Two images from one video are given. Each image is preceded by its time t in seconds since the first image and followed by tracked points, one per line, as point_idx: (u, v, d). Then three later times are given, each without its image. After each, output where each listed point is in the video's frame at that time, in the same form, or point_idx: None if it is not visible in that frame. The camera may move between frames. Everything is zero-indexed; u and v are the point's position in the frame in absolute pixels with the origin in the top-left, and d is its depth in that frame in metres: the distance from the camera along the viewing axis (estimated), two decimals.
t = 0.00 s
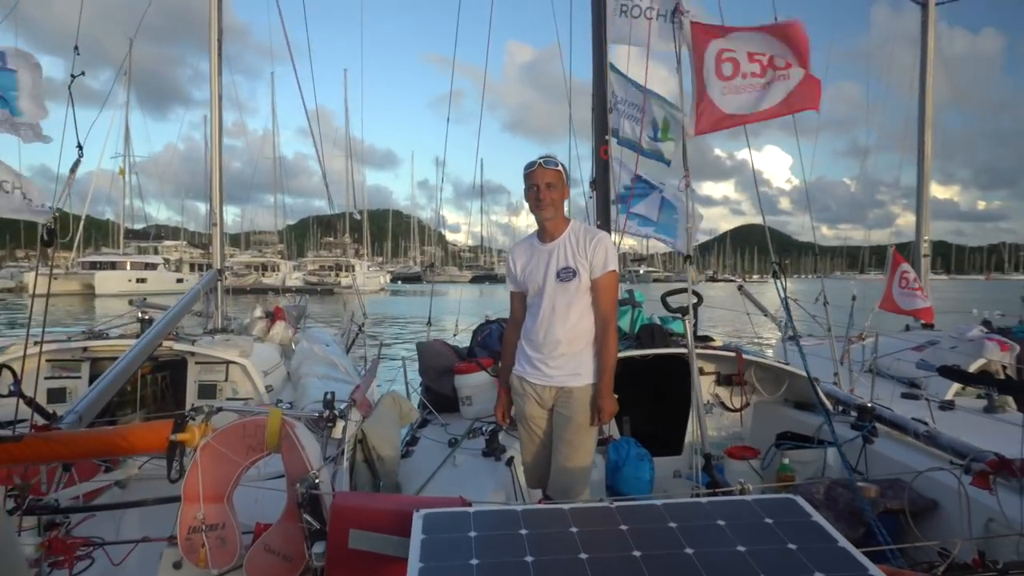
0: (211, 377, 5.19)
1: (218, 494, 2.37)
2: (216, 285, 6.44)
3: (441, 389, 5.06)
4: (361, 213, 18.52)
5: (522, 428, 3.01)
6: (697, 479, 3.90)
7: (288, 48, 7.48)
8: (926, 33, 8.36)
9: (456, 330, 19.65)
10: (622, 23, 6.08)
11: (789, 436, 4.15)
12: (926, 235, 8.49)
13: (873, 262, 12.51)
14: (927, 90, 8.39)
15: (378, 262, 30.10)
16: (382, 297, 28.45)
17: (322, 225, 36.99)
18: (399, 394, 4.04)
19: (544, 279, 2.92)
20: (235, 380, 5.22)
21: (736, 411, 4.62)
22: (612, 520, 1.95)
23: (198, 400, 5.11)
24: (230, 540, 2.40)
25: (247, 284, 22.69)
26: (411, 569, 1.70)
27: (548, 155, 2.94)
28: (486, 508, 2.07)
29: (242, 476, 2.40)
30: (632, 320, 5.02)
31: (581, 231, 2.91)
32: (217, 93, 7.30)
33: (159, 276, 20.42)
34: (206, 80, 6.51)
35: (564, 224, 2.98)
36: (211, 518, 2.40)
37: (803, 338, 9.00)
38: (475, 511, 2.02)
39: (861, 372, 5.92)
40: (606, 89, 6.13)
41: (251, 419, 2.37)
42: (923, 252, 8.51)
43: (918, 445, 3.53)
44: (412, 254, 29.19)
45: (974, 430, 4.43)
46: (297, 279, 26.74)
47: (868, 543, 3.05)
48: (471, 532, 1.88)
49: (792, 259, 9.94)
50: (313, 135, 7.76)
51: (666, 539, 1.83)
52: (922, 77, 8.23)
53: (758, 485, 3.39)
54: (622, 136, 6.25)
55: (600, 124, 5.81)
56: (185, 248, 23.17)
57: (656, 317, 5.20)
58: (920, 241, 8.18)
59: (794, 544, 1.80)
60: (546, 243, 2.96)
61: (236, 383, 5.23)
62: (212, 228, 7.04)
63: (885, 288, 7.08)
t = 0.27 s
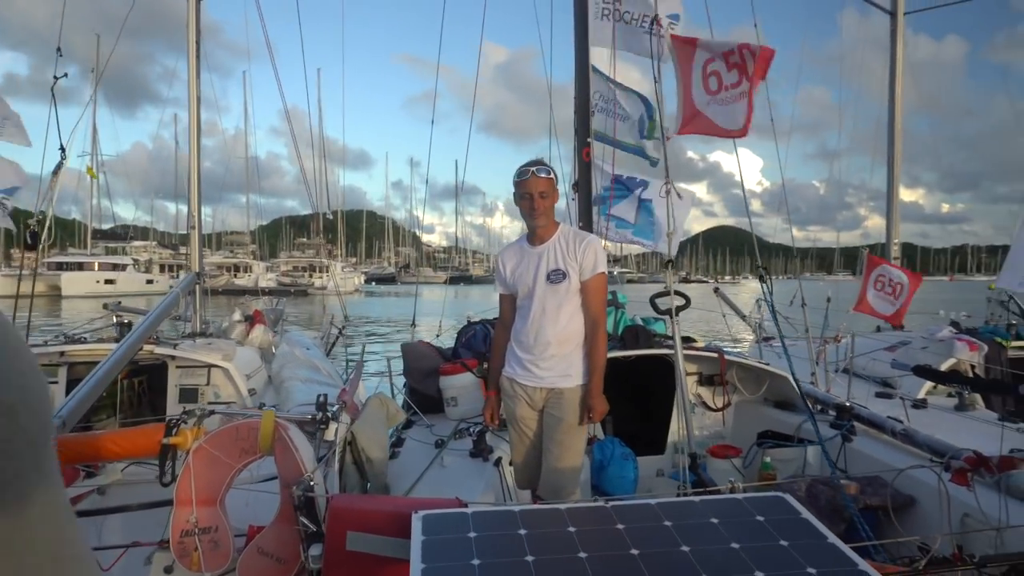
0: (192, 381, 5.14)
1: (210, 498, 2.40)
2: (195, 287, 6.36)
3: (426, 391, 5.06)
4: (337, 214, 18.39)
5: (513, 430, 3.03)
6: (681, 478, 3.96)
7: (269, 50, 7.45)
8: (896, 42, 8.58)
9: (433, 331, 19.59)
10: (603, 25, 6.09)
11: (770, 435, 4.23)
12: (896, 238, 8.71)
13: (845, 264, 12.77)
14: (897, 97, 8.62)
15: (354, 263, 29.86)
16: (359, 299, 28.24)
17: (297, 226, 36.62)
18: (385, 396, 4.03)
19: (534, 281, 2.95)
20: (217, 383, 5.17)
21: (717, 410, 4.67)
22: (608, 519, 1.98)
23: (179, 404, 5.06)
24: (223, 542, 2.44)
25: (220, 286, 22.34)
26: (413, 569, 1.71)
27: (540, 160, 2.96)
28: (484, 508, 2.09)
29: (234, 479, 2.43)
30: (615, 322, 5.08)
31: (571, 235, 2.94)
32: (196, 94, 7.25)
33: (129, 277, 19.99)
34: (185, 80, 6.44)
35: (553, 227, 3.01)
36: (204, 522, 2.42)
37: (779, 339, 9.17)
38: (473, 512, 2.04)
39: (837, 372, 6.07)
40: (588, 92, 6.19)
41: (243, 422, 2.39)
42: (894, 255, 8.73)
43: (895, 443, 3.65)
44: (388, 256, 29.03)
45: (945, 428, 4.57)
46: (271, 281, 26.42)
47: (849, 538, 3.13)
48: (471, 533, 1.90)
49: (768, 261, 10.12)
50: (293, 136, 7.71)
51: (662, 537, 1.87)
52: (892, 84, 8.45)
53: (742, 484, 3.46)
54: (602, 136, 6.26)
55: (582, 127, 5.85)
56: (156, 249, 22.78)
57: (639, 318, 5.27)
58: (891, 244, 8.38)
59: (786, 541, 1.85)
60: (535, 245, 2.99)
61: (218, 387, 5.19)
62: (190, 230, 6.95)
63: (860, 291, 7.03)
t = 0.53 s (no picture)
0: (174, 381, 5.09)
1: (199, 497, 2.41)
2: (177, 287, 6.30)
3: (411, 390, 5.07)
4: (319, 212, 18.25)
5: (501, 428, 3.05)
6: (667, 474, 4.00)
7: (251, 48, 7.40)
8: (873, 45, 8.74)
9: (415, 331, 19.52)
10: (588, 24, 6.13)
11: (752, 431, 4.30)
12: (873, 238, 8.86)
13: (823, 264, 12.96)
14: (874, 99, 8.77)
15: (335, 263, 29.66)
16: (340, 298, 28.06)
17: (276, 225, 36.28)
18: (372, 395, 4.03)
19: (523, 279, 2.97)
20: (200, 383, 5.12)
21: (700, 408, 4.74)
22: (598, 514, 2.01)
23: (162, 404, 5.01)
24: (212, 542, 2.43)
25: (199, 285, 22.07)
26: (406, 565, 1.72)
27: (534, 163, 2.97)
28: (474, 505, 2.11)
29: (223, 479, 2.44)
30: (599, 321, 5.12)
31: (559, 234, 2.97)
32: (177, 93, 7.19)
33: (105, 277, 19.66)
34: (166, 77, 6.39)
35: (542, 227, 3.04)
36: (193, 521, 2.42)
37: (759, 337, 9.28)
38: (464, 509, 2.06)
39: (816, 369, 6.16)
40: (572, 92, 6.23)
41: (232, 421, 2.42)
42: (871, 255, 8.88)
43: (873, 438, 3.74)
44: (369, 255, 28.86)
45: (922, 422, 4.67)
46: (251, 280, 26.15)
47: (830, 531, 3.19)
48: (461, 529, 1.92)
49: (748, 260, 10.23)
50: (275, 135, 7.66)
51: (650, 531, 1.89)
52: (870, 86, 8.60)
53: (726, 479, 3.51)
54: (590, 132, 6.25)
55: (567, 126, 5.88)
56: (133, 248, 22.43)
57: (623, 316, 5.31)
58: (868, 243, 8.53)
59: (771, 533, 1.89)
60: (524, 245, 3.01)
61: (201, 387, 5.14)
62: (171, 229, 6.88)
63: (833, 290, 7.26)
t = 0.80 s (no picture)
0: (146, 379, 5.02)
1: (172, 496, 2.40)
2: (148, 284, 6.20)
3: (387, 387, 5.06)
4: (293, 210, 18.06)
5: (478, 426, 3.07)
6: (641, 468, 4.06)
7: (224, 43, 7.32)
8: (843, 48, 8.91)
9: (391, 330, 19.41)
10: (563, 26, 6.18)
11: (724, 426, 4.38)
12: (843, 238, 9.05)
13: (795, 263, 13.20)
14: (845, 101, 8.95)
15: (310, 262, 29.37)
16: (315, 297, 27.79)
17: (249, 223, 35.81)
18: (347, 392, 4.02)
19: (503, 278, 2.97)
20: (173, 382, 5.06)
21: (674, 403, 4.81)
22: (570, 507, 2.03)
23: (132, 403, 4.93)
24: (186, 541, 2.41)
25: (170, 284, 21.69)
26: (380, 559, 1.73)
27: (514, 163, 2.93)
28: (449, 499, 2.13)
29: (198, 477, 2.43)
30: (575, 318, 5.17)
31: (538, 232, 3.00)
32: (147, 88, 7.08)
33: (73, 275, 19.21)
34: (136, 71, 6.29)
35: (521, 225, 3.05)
36: (166, 521, 2.40)
37: (732, 335, 9.42)
38: (438, 503, 2.07)
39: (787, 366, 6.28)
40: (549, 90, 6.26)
41: (206, 419, 2.42)
42: (841, 254, 9.07)
43: (842, 431, 3.82)
44: (344, 254, 28.62)
45: (889, 416, 4.79)
46: (224, 279, 25.78)
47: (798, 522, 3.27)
48: (436, 522, 1.93)
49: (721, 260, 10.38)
50: (250, 131, 7.58)
51: (621, 522, 1.93)
52: (841, 88, 8.77)
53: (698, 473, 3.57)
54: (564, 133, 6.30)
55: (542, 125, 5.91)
56: (102, 246, 21.96)
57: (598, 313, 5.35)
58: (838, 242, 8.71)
59: (740, 523, 1.93)
60: (503, 243, 3.01)
61: (173, 385, 5.08)
62: (141, 226, 6.77)
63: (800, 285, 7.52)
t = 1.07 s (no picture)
0: (115, 381, 4.94)
1: (142, 500, 2.39)
2: (117, 284, 6.11)
3: (361, 388, 5.05)
4: (265, 210, 17.84)
5: (454, 432, 3.08)
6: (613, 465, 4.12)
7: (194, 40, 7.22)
8: (811, 51, 9.09)
9: (365, 330, 19.28)
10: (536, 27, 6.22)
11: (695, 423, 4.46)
12: (812, 237, 9.24)
13: (765, 262, 13.43)
14: (813, 103, 9.13)
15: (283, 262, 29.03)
16: (288, 298, 27.49)
17: (221, 224, 35.27)
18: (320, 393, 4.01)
19: (479, 277, 2.97)
20: (142, 383, 4.99)
21: (646, 402, 4.88)
22: (541, 501, 2.06)
23: (101, 405, 4.86)
24: (156, 545, 2.40)
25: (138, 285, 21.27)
26: (351, 556, 1.75)
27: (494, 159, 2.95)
28: (422, 497, 2.14)
29: (168, 480, 2.42)
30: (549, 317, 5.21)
31: (514, 231, 3.03)
32: (114, 85, 6.95)
33: (37, 277, 18.74)
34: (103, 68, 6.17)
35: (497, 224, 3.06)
36: (136, 525, 2.39)
37: (704, 333, 9.57)
38: (410, 500, 2.08)
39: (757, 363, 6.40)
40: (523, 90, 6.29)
41: (176, 422, 2.40)
42: (809, 253, 9.26)
43: (808, 426, 3.92)
44: (318, 254, 28.35)
45: (855, 410, 4.91)
46: (194, 280, 25.37)
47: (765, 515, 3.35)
48: (407, 519, 1.95)
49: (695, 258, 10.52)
50: (221, 129, 7.49)
51: (591, 516, 1.96)
52: (810, 89, 8.95)
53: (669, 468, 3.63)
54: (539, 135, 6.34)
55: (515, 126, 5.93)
56: (67, 246, 21.46)
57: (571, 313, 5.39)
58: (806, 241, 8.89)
59: (706, 514, 1.98)
60: (479, 242, 3.02)
61: (143, 387, 5.01)
62: (108, 225, 6.65)
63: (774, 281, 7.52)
